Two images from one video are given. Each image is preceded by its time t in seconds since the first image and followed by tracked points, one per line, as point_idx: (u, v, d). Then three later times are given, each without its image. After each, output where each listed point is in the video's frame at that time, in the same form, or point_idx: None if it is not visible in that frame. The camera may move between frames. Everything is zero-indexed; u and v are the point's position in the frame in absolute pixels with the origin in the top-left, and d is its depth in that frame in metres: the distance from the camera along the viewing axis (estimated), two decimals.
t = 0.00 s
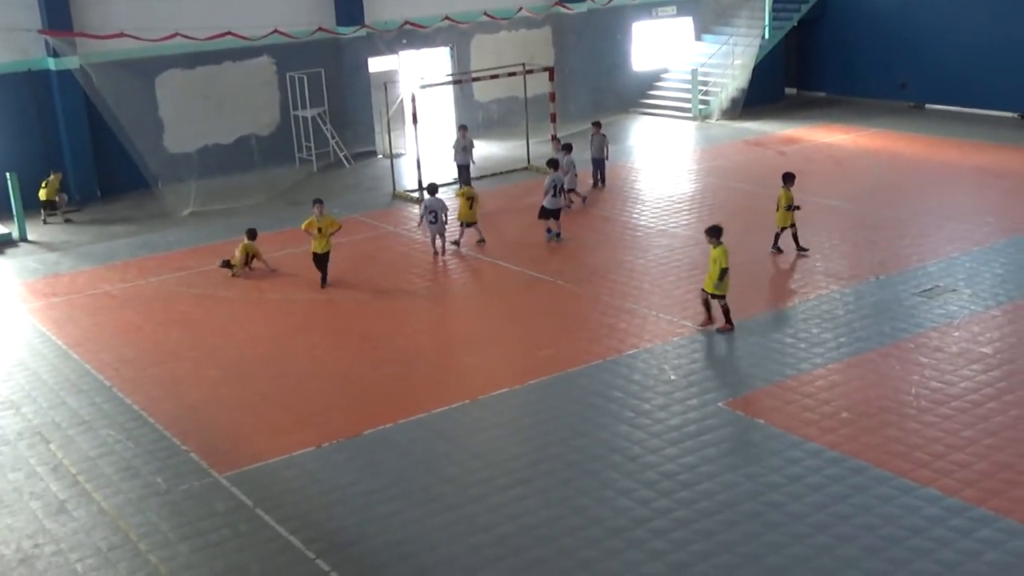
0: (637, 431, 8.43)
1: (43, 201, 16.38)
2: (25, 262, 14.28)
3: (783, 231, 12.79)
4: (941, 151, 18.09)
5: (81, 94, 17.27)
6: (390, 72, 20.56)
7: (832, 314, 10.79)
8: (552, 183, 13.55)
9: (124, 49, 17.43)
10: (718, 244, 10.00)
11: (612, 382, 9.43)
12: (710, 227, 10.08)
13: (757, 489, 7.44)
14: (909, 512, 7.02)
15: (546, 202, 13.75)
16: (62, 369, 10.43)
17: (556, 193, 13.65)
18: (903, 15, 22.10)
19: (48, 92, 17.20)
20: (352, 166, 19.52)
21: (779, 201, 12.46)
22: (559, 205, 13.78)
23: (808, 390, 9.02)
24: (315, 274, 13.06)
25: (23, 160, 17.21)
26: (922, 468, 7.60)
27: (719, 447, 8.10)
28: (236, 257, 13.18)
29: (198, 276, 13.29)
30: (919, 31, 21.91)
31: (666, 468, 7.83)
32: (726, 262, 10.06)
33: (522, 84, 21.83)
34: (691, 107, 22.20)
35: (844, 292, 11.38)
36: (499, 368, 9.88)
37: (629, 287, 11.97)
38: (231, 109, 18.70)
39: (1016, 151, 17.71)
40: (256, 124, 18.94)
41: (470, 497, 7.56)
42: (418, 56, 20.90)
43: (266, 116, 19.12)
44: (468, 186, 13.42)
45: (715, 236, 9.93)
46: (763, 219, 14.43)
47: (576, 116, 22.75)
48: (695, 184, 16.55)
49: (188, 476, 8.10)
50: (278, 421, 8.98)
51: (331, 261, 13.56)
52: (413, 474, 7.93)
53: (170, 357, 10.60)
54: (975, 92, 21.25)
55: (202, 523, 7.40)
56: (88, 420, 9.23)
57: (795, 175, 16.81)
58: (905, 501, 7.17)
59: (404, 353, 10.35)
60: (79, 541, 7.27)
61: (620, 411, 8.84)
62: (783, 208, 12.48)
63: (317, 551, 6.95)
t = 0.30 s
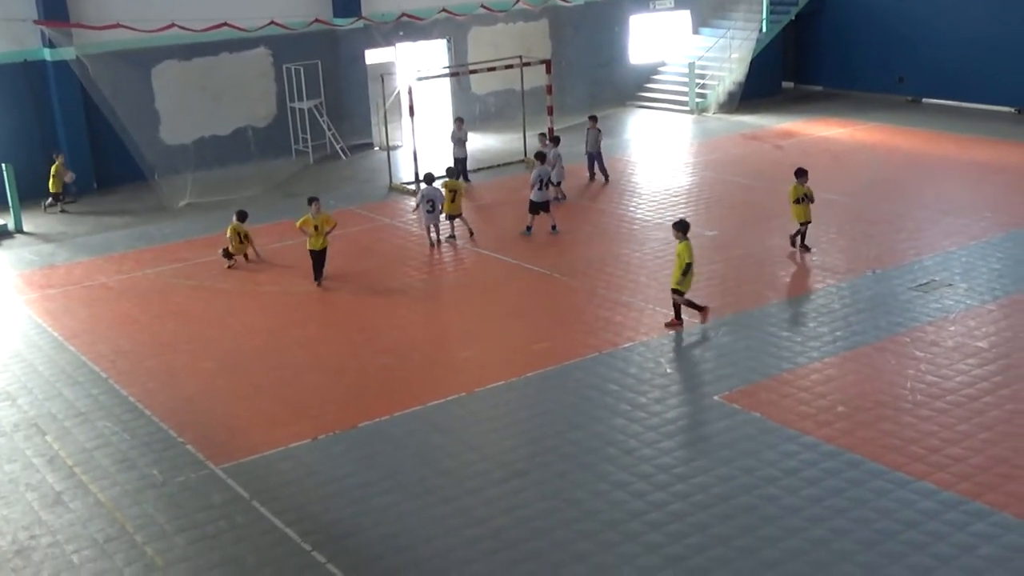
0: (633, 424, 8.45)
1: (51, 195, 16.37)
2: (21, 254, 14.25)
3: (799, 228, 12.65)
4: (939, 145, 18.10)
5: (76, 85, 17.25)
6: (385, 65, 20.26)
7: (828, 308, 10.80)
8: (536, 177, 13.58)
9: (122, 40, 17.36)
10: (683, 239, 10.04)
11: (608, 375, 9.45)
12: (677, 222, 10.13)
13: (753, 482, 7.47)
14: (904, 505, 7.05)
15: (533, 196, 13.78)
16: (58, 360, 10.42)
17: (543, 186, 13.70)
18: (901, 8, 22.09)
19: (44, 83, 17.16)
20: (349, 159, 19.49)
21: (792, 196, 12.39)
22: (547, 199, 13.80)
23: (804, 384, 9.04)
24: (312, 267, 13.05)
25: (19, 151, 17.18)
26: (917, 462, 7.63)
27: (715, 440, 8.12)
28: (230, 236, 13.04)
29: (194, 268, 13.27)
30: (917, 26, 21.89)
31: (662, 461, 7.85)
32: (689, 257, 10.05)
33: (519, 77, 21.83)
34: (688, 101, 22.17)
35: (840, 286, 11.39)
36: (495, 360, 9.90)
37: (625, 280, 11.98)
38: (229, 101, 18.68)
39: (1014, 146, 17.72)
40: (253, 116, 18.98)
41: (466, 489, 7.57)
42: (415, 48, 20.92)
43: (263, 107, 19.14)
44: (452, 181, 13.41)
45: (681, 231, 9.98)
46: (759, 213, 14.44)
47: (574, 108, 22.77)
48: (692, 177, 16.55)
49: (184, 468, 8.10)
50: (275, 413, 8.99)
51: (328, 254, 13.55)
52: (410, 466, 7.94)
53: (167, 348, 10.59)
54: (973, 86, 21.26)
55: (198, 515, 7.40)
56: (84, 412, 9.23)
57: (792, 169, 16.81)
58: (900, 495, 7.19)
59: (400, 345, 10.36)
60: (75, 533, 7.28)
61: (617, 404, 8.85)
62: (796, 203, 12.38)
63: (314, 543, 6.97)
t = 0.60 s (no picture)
0: (618, 418, 8.46)
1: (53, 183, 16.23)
2: (5, 245, 14.18)
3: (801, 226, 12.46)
4: (925, 139, 18.17)
5: (61, 75, 17.15)
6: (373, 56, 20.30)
7: (813, 302, 10.84)
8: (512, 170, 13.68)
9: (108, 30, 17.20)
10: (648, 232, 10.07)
11: (594, 368, 9.46)
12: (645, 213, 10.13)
13: (737, 475, 7.49)
14: (888, 499, 7.08)
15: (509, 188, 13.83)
16: (42, 352, 10.37)
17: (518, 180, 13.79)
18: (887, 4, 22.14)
19: (28, 73, 17.06)
20: (335, 151, 19.42)
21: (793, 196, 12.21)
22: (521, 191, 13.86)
23: (789, 377, 9.07)
24: (297, 258, 13.02)
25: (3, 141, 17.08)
26: (900, 455, 7.66)
27: (700, 434, 8.14)
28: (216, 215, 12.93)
29: (179, 259, 13.22)
30: (904, 20, 21.93)
31: (647, 454, 7.86)
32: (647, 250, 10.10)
33: (506, 69, 21.81)
34: (675, 94, 22.19)
35: (826, 280, 11.43)
36: (481, 353, 9.89)
37: (611, 273, 11.98)
38: (214, 91, 18.54)
39: (999, 141, 17.80)
40: (239, 108, 18.88)
41: (450, 482, 7.58)
42: (401, 40, 20.86)
43: (249, 99, 19.06)
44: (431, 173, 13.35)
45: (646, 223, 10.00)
46: (744, 207, 14.46)
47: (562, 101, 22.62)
48: (679, 171, 16.56)
49: (168, 460, 8.08)
50: (260, 405, 8.97)
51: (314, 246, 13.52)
52: (394, 459, 7.94)
53: (152, 340, 10.56)
54: (958, 82, 21.34)
55: (181, 507, 7.39)
56: (68, 404, 9.19)
57: (779, 163, 16.84)
58: (884, 488, 7.23)
59: (386, 337, 10.36)
60: (57, 524, 7.25)
61: (602, 397, 8.86)
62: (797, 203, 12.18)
63: (298, 535, 6.97)
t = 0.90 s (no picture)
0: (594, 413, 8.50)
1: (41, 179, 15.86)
2: None
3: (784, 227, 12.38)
4: (898, 136, 18.31)
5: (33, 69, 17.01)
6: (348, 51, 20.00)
7: (787, 298, 10.91)
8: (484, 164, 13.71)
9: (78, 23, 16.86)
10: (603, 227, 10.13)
11: (570, 364, 9.49)
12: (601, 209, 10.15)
13: (711, 470, 7.55)
14: (860, 493, 7.16)
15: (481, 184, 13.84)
16: (13, 348, 10.29)
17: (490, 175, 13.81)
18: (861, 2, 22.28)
19: None
20: (310, 146, 19.32)
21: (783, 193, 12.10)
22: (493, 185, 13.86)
23: (763, 372, 9.15)
24: (273, 254, 12.99)
25: None
26: (873, 450, 7.75)
27: (674, 429, 8.20)
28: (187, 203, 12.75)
29: (152, 255, 13.15)
30: (877, 17, 22.08)
31: (621, 449, 7.91)
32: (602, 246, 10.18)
33: (482, 64, 21.82)
34: (650, 90, 22.27)
35: (799, 275, 11.53)
36: (457, 349, 9.90)
37: (586, 269, 12.02)
38: (189, 84, 18.53)
39: (971, 138, 17.97)
40: (214, 102, 18.85)
41: (426, 478, 7.59)
42: (376, 35, 20.80)
43: (224, 93, 19.01)
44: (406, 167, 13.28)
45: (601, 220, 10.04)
46: (719, 203, 14.54)
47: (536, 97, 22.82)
48: (654, 167, 16.63)
49: (141, 457, 8.05)
50: (235, 402, 8.94)
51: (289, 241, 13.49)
52: (370, 455, 7.94)
53: (126, 336, 10.50)
54: (931, 78, 21.53)
55: (155, 504, 7.37)
56: (40, 400, 9.13)
57: (754, 159, 16.93)
58: (856, 483, 7.31)
59: (361, 333, 10.35)
60: (30, 522, 7.21)
61: (577, 393, 8.90)
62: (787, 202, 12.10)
63: (274, 532, 6.97)
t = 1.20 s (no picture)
0: (580, 413, 8.52)
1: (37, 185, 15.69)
2: None
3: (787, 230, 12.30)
4: (882, 136, 18.40)
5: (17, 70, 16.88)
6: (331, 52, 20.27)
7: (772, 297, 10.96)
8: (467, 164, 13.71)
9: (61, 24, 16.81)
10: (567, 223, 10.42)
11: (555, 364, 9.51)
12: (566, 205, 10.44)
13: (697, 470, 7.58)
14: (845, 492, 7.20)
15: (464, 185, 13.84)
16: None
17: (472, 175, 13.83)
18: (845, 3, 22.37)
19: None
20: (294, 146, 19.29)
21: (789, 200, 12.01)
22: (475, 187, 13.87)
23: (748, 372, 9.18)
24: (258, 255, 12.95)
25: None
26: (857, 449, 7.79)
27: (659, 429, 8.22)
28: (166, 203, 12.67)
29: (136, 256, 13.10)
30: (861, 18, 22.18)
31: (607, 449, 7.93)
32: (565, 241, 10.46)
33: (467, 65, 21.80)
34: (635, 90, 22.30)
35: (784, 275, 11.59)
36: (442, 349, 9.91)
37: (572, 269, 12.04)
38: (173, 85, 18.46)
39: (954, 138, 18.08)
40: (197, 103, 18.78)
41: (412, 479, 7.59)
42: (360, 35, 20.77)
43: (208, 93, 18.94)
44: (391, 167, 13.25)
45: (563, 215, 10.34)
46: (704, 203, 14.58)
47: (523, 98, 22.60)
48: (639, 167, 16.67)
49: (125, 459, 8.02)
50: (219, 403, 8.91)
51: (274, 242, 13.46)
52: (356, 456, 7.94)
53: (109, 337, 10.46)
54: (914, 79, 21.66)
55: (140, 506, 7.34)
56: (23, 402, 9.09)
57: (738, 160, 16.99)
58: (840, 482, 7.34)
59: (347, 334, 10.34)
60: (13, 525, 7.18)
61: (563, 393, 8.91)
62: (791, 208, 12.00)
63: (259, 533, 6.95)
